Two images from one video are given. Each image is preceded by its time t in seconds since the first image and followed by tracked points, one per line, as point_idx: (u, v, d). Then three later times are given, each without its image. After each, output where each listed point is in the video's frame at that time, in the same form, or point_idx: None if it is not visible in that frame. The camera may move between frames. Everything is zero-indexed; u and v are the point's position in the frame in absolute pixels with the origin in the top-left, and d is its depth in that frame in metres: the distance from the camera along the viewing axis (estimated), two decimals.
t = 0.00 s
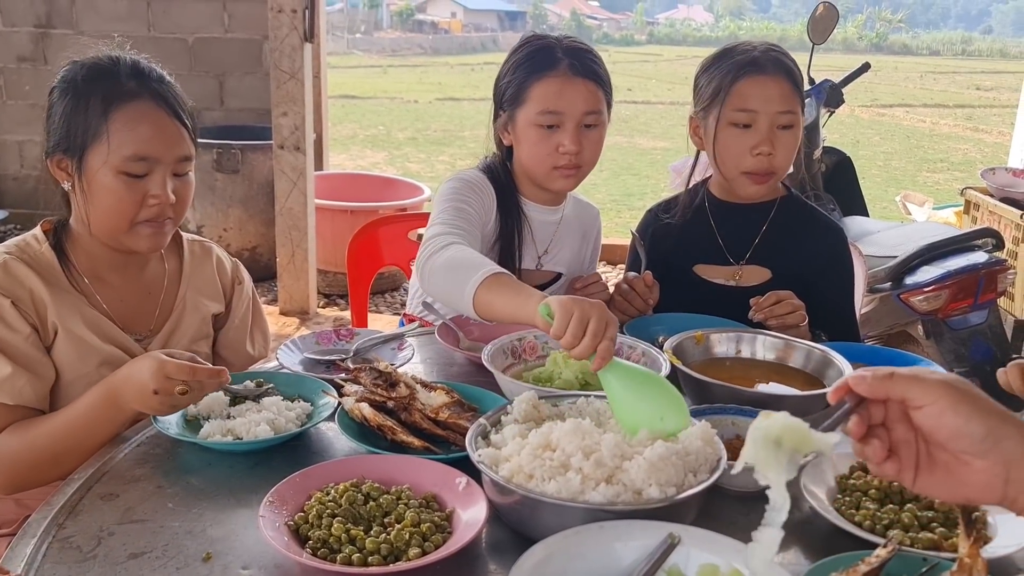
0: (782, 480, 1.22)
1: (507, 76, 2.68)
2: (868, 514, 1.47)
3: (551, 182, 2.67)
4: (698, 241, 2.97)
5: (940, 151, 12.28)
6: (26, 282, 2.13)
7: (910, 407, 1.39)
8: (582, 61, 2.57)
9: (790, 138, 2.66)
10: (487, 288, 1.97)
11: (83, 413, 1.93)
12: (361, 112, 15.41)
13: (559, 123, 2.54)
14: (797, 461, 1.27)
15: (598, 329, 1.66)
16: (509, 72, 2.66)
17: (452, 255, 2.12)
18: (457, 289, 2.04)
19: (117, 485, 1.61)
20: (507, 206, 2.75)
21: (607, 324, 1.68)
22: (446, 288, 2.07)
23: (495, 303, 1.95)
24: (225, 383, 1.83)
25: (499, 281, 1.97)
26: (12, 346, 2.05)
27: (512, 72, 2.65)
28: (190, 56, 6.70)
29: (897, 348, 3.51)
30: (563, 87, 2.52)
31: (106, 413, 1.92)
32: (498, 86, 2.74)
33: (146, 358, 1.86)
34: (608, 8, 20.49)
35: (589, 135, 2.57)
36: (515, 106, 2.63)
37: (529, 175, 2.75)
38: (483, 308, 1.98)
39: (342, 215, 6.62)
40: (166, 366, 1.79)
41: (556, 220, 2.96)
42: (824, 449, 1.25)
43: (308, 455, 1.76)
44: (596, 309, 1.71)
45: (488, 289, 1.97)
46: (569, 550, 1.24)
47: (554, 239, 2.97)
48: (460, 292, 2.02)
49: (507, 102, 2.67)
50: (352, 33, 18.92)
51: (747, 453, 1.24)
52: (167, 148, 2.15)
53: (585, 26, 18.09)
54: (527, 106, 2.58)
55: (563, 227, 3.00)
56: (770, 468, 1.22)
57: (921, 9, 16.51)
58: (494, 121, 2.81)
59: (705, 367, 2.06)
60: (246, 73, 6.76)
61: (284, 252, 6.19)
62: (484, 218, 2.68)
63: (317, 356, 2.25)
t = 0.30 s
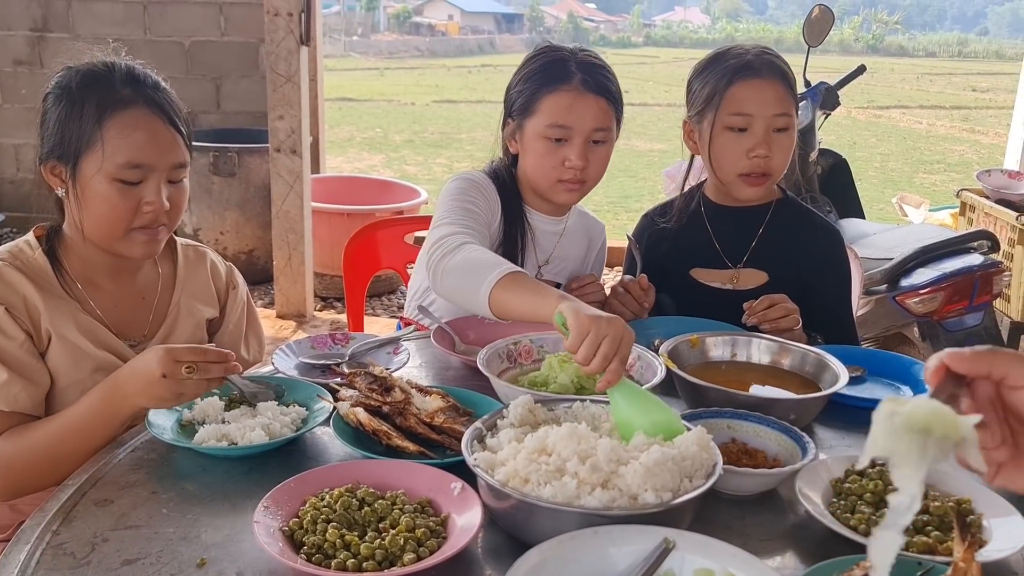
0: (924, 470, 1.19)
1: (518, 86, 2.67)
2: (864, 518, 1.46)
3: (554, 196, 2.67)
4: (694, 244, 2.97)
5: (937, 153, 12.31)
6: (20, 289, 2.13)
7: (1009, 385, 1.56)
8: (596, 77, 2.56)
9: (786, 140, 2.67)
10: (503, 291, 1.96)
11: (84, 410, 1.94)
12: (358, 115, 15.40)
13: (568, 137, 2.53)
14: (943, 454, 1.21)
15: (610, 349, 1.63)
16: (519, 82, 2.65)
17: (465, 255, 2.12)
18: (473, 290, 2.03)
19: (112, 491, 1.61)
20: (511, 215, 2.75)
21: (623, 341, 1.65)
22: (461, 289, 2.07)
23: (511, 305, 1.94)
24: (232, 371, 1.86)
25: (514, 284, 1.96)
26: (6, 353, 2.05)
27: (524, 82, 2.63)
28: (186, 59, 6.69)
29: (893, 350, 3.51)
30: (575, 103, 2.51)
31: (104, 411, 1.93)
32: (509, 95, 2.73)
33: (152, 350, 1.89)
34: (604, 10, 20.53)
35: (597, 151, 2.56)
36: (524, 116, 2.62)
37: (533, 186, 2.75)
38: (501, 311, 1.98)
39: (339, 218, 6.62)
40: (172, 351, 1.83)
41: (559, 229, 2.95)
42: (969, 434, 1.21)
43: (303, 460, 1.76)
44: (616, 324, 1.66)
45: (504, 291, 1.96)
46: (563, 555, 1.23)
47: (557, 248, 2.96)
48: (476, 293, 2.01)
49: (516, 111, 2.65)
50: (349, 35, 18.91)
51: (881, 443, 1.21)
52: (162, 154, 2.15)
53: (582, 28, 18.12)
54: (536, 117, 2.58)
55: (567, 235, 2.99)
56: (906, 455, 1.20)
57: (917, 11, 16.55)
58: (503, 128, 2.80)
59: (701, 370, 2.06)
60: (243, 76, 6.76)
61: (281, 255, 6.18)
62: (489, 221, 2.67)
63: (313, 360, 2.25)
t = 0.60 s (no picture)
0: None
1: (503, 79, 2.66)
2: (847, 505, 1.45)
3: (539, 187, 2.66)
4: (682, 237, 2.97)
5: (927, 150, 12.35)
6: None
7: None
8: (582, 71, 2.56)
9: (770, 131, 2.67)
10: (475, 291, 1.91)
11: (60, 396, 1.94)
12: (349, 115, 15.37)
13: (554, 130, 2.53)
14: None
15: (567, 360, 1.59)
16: (504, 75, 2.64)
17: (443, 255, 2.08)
18: (447, 291, 1.98)
19: (92, 484, 1.59)
20: (496, 208, 2.74)
21: (580, 345, 1.60)
22: (438, 289, 2.02)
23: (481, 306, 1.90)
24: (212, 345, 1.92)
25: (486, 284, 1.91)
26: None
27: (508, 75, 2.62)
28: (175, 58, 6.66)
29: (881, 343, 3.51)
30: (560, 96, 2.50)
31: (82, 396, 1.94)
32: (493, 87, 2.72)
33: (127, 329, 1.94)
34: (596, 10, 20.57)
35: (582, 144, 2.56)
36: (509, 109, 2.61)
37: (518, 178, 2.74)
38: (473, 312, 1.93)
39: (328, 216, 6.60)
40: (154, 324, 1.89)
41: (543, 223, 2.95)
42: None
43: (286, 452, 1.75)
44: (565, 334, 1.61)
45: (476, 292, 1.91)
46: (543, 543, 1.23)
47: (540, 241, 2.97)
48: (449, 293, 1.97)
49: (501, 104, 2.64)
50: (341, 36, 18.87)
51: None
52: (146, 148, 2.13)
53: (573, 28, 18.12)
54: (521, 110, 2.57)
55: (552, 228, 2.99)
56: None
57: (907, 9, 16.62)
58: (487, 122, 2.79)
59: (686, 361, 2.05)
60: (232, 75, 6.73)
61: (270, 253, 6.16)
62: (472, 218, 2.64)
63: (297, 354, 2.24)
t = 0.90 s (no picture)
0: None
1: (466, 60, 2.66)
2: (815, 481, 1.47)
3: (509, 169, 2.66)
4: (656, 224, 2.98)
5: (901, 142, 12.49)
6: None
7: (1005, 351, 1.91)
8: (545, 50, 2.56)
9: (740, 119, 2.68)
10: (430, 282, 1.90)
11: (18, 376, 1.96)
12: (327, 108, 15.26)
13: (520, 110, 2.53)
14: None
15: (512, 360, 1.58)
16: (467, 58, 2.64)
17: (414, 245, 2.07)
18: (412, 281, 1.98)
19: (61, 470, 1.57)
20: (466, 192, 2.74)
21: (520, 343, 1.58)
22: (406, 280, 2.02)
23: (432, 298, 1.88)
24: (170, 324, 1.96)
25: (441, 275, 1.88)
26: None
27: (471, 58, 2.62)
28: (148, 49, 6.57)
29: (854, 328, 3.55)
30: (525, 76, 2.50)
31: (42, 378, 1.94)
32: (457, 72, 2.72)
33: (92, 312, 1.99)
34: (574, 3, 20.56)
35: (549, 123, 2.56)
36: (474, 92, 2.61)
37: (488, 161, 2.74)
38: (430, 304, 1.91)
39: (305, 207, 6.55)
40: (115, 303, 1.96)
41: (513, 205, 2.95)
42: None
43: (258, 438, 1.74)
44: (501, 334, 1.59)
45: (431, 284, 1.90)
46: (513, 521, 1.23)
47: (511, 225, 2.97)
48: (409, 283, 1.96)
49: (466, 87, 2.64)
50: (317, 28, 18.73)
51: None
52: (113, 133, 2.10)
53: (551, 20, 18.11)
54: (487, 92, 2.57)
55: (521, 212, 3.00)
56: None
57: (881, 2, 16.77)
58: (453, 106, 2.78)
59: (658, 344, 2.07)
60: (206, 66, 6.66)
61: (246, 245, 6.11)
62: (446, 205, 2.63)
63: (270, 341, 2.22)
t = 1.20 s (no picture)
0: None
1: (441, 58, 2.66)
2: (789, 473, 1.49)
3: (488, 166, 2.67)
4: (635, 220, 3.00)
5: (879, 139, 12.62)
6: None
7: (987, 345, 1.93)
8: (520, 46, 2.57)
9: (719, 117, 2.69)
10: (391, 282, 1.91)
11: None
12: (308, 106, 15.19)
13: (497, 107, 2.53)
14: None
15: (468, 352, 1.60)
16: (442, 56, 2.64)
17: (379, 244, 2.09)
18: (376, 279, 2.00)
19: (38, 469, 1.56)
20: (442, 188, 2.75)
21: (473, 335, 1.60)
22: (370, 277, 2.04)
23: (392, 299, 1.89)
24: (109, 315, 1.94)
25: (400, 271, 1.90)
26: None
27: (446, 56, 2.62)
28: (125, 46, 6.51)
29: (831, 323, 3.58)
30: (500, 73, 2.51)
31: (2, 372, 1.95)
32: (432, 70, 2.72)
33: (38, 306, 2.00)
34: (555, 0, 20.58)
35: (526, 119, 2.57)
36: (450, 90, 2.61)
37: (465, 158, 2.74)
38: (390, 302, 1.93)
39: (285, 205, 6.52)
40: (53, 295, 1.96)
41: (491, 202, 2.96)
42: None
43: (237, 435, 1.74)
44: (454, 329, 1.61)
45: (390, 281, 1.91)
46: (491, 514, 1.24)
47: (490, 221, 2.98)
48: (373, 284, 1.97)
49: (441, 86, 2.64)
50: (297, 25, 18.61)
51: None
52: (88, 131, 2.08)
53: (532, 17, 18.12)
54: (463, 90, 2.57)
55: (499, 208, 3.01)
56: None
57: None
58: (429, 104, 2.79)
59: (636, 339, 2.08)
60: (185, 63, 6.61)
61: (226, 243, 6.07)
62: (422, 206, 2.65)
63: (249, 338, 2.22)
